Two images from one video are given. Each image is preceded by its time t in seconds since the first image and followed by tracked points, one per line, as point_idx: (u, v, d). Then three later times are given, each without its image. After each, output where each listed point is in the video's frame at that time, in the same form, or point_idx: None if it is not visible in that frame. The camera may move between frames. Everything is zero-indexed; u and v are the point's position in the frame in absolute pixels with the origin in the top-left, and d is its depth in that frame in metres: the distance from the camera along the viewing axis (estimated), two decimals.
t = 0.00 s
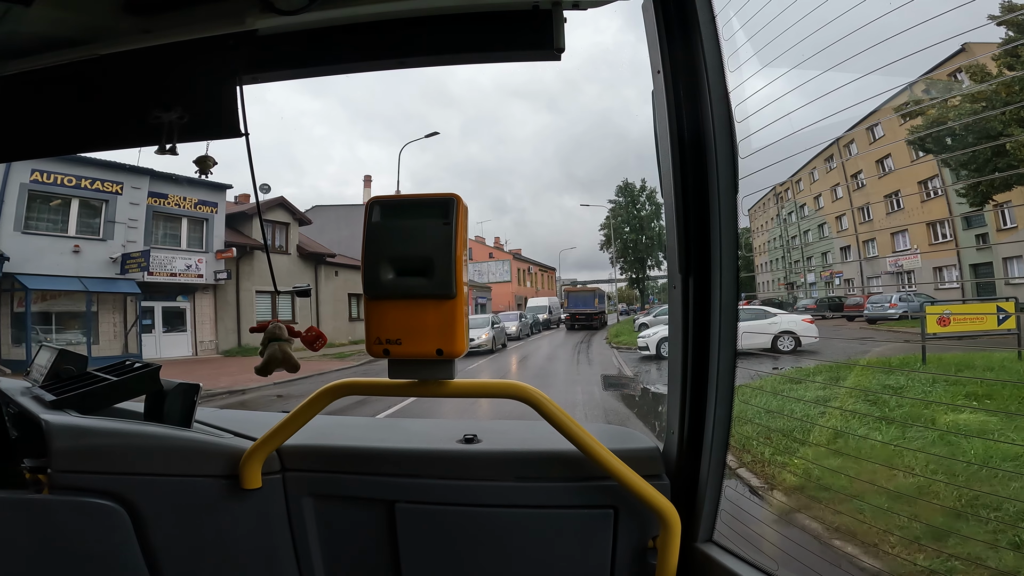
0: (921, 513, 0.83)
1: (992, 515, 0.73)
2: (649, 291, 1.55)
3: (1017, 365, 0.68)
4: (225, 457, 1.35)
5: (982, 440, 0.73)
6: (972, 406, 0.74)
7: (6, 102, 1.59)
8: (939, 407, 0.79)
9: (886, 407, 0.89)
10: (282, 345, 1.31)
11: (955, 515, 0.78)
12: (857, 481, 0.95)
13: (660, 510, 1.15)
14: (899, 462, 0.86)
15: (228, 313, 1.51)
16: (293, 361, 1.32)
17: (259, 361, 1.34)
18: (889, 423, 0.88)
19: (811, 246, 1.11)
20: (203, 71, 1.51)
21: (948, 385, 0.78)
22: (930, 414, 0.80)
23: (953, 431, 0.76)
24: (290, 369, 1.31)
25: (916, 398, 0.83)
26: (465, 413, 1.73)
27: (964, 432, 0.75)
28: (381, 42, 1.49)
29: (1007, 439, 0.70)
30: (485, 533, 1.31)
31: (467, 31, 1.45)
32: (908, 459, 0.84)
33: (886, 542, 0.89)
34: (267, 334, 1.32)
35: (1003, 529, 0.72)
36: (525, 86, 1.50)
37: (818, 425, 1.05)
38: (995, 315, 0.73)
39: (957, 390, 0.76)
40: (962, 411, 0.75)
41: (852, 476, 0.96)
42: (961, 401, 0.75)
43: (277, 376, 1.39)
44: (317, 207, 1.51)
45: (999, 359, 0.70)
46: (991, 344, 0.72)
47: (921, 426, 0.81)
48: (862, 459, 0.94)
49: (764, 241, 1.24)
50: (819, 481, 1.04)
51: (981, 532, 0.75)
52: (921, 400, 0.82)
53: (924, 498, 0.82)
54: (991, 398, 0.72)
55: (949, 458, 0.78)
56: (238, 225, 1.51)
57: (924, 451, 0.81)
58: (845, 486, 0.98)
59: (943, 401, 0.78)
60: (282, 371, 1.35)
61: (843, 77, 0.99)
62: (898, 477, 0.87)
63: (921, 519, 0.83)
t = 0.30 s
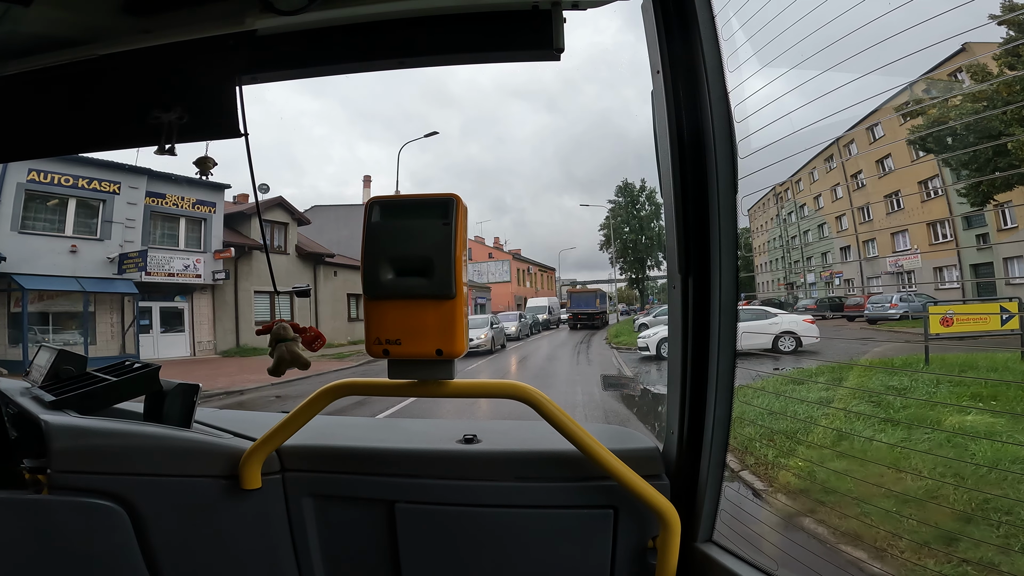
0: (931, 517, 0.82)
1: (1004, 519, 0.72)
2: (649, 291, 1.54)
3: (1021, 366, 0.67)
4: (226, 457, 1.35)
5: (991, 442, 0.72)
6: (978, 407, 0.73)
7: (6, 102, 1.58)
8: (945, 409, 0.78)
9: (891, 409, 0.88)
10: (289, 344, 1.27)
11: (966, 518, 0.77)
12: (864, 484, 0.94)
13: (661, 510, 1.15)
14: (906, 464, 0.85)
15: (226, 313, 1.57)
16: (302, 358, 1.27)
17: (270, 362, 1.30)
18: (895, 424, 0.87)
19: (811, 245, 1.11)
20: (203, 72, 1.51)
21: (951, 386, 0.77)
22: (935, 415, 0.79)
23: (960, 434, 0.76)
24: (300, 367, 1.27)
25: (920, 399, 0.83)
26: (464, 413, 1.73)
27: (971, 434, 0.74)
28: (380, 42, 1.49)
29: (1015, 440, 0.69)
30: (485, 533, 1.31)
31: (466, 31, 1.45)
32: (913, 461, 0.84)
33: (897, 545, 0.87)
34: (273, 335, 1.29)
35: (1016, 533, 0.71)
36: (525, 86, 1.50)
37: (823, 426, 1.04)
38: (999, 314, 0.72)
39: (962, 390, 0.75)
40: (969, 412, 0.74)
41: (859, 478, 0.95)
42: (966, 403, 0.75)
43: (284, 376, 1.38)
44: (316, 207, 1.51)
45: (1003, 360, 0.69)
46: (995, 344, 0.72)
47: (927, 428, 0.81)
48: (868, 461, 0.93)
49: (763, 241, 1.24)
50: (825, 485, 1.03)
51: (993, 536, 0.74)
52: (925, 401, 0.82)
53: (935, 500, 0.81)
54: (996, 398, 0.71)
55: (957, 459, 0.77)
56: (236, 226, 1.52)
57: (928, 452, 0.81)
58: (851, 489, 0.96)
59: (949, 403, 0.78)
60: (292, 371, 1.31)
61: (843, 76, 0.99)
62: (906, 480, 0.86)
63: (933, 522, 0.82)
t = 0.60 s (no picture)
0: (935, 520, 0.80)
1: (1010, 522, 0.70)
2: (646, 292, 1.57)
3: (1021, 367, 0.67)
4: (223, 458, 1.35)
5: (993, 443, 0.71)
6: (979, 408, 0.72)
7: (5, 103, 1.60)
8: (945, 410, 0.77)
9: (891, 411, 0.88)
10: (280, 346, 1.32)
11: (971, 521, 0.75)
12: (866, 486, 0.93)
13: (659, 511, 1.16)
14: (908, 466, 0.84)
15: (221, 314, 1.56)
16: (292, 362, 1.33)
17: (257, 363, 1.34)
18: (897, 426, 0.87)
19: (807, 246, 1.12)
20: (200, 72, 1.50)
21: (951, 387, 0.77)
22: (936, 417, 0.79)
23: (962, 435, 0.75)
24: (289, 369, 1.32)
25: (920, 400, 0.82)
26: (462, 414, 1.73)
27: (973, 435, 0.73)
28: (378, 42, 1.49)
29: (1017, 441, 0.68)
30: (483, 534, 1.31)
31: (464, 32, 1.45)
32: (914, 463, 0.83)
33: (904, 548, 0.85)
34: (263, 336, 1.34)
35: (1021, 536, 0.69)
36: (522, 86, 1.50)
37: (823, 428, 1.03)
38: (998, 315, 0.72)
39: (962, 391, 0.75)
40: (970, 414, 0.74)
41: (861, 480, 0.94)
42: (967, 404, 0.74)
43: (275, 376, 1.39)
44: (314, 207, 1.51)
45: (1003, 361, 0.69)
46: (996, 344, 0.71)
47: (929, 429, 0.80)
48: (870, 463, 0.92)
49: (760, 242, 1.25)
50: (827, 487, 1.02)
51: (998, 539, 0.72)
52: (926, 402, 0.81)
53: (938, 502, 0.80)
54: (996, 399, 0.71)
55: (961, 461, 0.76)
56: (234, 226, 1.52)
57: (930, 454, 0.80)
58: (854, 492, 0.95)
59: (949, 404, 0.77)
60: (279, 372, 1.36)
61: (840, 77, 0.99)
62: (909, 483, 0.84)
63: (937, 525, 0.80)
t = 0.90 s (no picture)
0: (937, 522, 0.80)
1: (1013, 524, 0.70)
2: (644, 292, 1.58)
3: (1019, 367, 0.67)
4: (219, 458, 1.35)
5: (995, 445, 0.70)
6: (979, 410, 0.72)
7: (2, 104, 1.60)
8: (945, 411, 0.77)
9: (891, 412, 0.88)
10: (282, 346, 1.30)
11: (974, 524, 0.75)
12: (867, 488, 0.92)
13: (656, 511, 1.16)
14: (909, 468, 0.84)
15: (219, 314, 1.56)
16: (294, 361, 1.31)
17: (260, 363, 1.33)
18: (897, 427, 0.86)
19: (805, 247, 1.12)
20: (198, 72, 1.50)
21: (950, 387, 0.77)
22: (937, 418, 0.79)
23: (963, 436, 0.75)
24: (292, 369, 1.30)
25: (920, 401, 0.82)
26: (460, 414, 1.73)
27: (974, 436, 0.73)
28: (376, 42, 1.48)
29: (1019, 442, 0.68)
30: (482, 535, 1.31)
31: (462, 32, 1.45)
32: (915, 464, 0.83)
33: (907, 550, 0.84)
34: (266, 336, 1.32)
35: None
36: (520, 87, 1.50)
37: (822, 429, 1.03)
38: (997, 315, 0.72)
39: (961, 392, 0.75)
40: (970, 415, 0.73)
41: (861, 482, 0.94)
42: (967, 405, 0.74)
43: (275, 376, 1.39)
44: (311, 207, 1.51)
45: (1001, 361, 0.69)
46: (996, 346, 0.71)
47: (930, 430, 0.80)
48: (870, 464, 0.92)
49: (758, 242, 1.24)
50: (827, 489, 1.01)
51: (1002, 542, 0.72)
52: (925, 403, 0.81)
53: (941, 504, 0.79)
54: (996, 400, 0.71)
55: (962, 462, 0.75)
56: (230, 226, 1.55)
57: (932, 455, 0.80)
58: (855, 493, 0.95)
59: (949, 405, 0.77)
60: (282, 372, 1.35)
61: (837, 78, 0.99)
62: (911, 485, 0.84)
63: (940, 527, 0.80)
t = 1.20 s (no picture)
0: (941, 523, 0.79)
1: (1016, 526, 0.70)
2: (643, 292, 1.58)
3: (1021, 368, 0.67)
4: (219, 458, 1.35)
5: (998, 446, 0.70)
6: (982, 410, 0.72)
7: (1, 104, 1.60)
8: (948, 412, 0.77)
9: (892, 412, 0.87)
10: (280, 346, 1.30)
11: (977, 525, 0.74)
12: (869, 489, 0.92)
13: (656, 510, 1.16)
14: (912, 469, 0.84)
15: (218, 315, 1.55)
16: (293, 362, 1.31)
17: (259, 363, 1.33)
18: (899, 428, 0.86)
19: (805, 247, 1.12)
20: (198, 73, 1.50)
21: (952, 388, 0.77)
22: (939, 419, 0.79)
23: (965, 437, 0.74)
24: (290, 369, 1.30)
25: (921, 402, 0.82)
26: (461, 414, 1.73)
27: (976, 437, 0.72)
28: (376, 43, 1.48)
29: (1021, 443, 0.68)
30: (482, 535, 1.31)
31: (462, 33, 1.45)
32: (917, 464, 0.83)
33: (911, 552, 0.84)
34: (265, 336, 1.32)
35: None
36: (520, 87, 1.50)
37: (823, 429, 1.03)
38: (998, 315, 0.72)
39: (963, 392, 0.75)
40: (972, 416, 0.73)
41: (864, 483, 0.93)
42: (969, 406, 0.74)
43: (275, 377, 1.39)
44: (311, 207, 1.51)
45: (1002, 362, 0.69)
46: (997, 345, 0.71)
47: (932, 431, 0.80)
48: (872, 465, 0.92)
49: (758, 242, 1.24)
50: (829, 490, 1.01)
51: (1007, 543, 0.71)
52: (926, 403, 0.81)
53: (945, 506, 0.79)
54: (998, 401, 0.71)
55: (965, 463, 0.75)
56: (230, 226, 1.56)
57: (935, 455, 0.80)
58: (857, 495, 0.95)
59: (951, 405, 0.77)
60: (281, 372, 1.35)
61: (837, 78, 0.99)
62: (914, 486, 0.84)
63: (944, 529, 0.79)
